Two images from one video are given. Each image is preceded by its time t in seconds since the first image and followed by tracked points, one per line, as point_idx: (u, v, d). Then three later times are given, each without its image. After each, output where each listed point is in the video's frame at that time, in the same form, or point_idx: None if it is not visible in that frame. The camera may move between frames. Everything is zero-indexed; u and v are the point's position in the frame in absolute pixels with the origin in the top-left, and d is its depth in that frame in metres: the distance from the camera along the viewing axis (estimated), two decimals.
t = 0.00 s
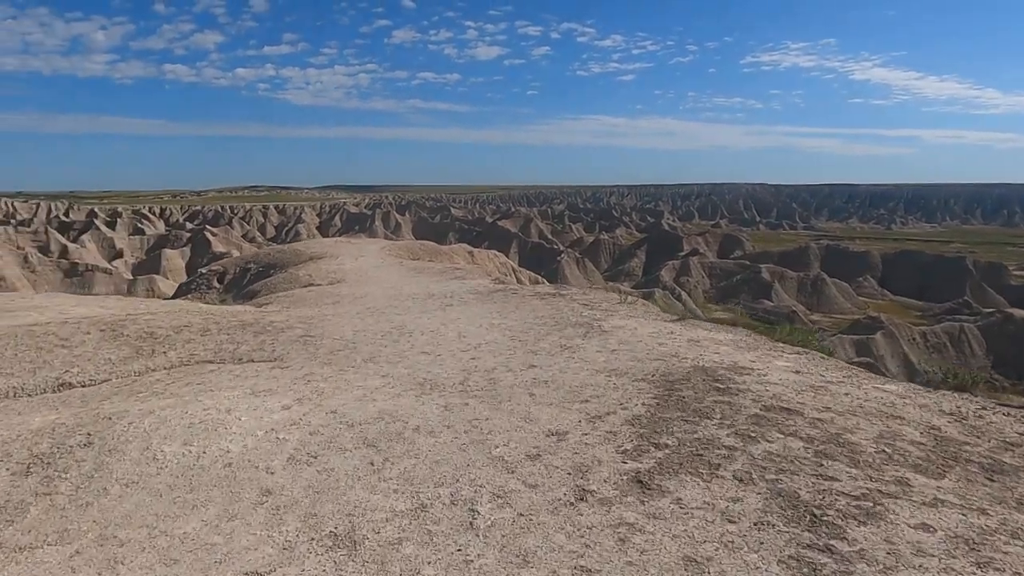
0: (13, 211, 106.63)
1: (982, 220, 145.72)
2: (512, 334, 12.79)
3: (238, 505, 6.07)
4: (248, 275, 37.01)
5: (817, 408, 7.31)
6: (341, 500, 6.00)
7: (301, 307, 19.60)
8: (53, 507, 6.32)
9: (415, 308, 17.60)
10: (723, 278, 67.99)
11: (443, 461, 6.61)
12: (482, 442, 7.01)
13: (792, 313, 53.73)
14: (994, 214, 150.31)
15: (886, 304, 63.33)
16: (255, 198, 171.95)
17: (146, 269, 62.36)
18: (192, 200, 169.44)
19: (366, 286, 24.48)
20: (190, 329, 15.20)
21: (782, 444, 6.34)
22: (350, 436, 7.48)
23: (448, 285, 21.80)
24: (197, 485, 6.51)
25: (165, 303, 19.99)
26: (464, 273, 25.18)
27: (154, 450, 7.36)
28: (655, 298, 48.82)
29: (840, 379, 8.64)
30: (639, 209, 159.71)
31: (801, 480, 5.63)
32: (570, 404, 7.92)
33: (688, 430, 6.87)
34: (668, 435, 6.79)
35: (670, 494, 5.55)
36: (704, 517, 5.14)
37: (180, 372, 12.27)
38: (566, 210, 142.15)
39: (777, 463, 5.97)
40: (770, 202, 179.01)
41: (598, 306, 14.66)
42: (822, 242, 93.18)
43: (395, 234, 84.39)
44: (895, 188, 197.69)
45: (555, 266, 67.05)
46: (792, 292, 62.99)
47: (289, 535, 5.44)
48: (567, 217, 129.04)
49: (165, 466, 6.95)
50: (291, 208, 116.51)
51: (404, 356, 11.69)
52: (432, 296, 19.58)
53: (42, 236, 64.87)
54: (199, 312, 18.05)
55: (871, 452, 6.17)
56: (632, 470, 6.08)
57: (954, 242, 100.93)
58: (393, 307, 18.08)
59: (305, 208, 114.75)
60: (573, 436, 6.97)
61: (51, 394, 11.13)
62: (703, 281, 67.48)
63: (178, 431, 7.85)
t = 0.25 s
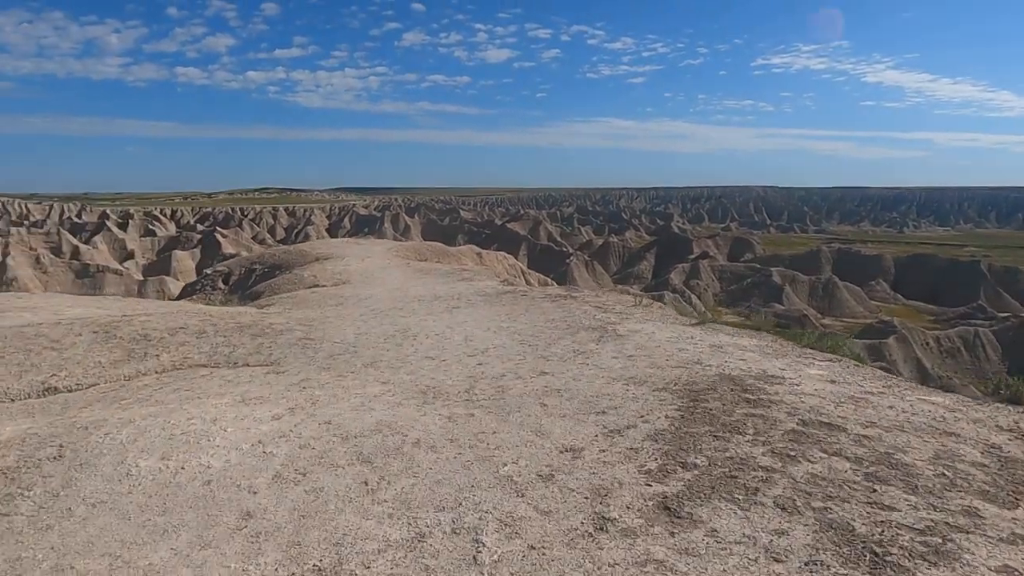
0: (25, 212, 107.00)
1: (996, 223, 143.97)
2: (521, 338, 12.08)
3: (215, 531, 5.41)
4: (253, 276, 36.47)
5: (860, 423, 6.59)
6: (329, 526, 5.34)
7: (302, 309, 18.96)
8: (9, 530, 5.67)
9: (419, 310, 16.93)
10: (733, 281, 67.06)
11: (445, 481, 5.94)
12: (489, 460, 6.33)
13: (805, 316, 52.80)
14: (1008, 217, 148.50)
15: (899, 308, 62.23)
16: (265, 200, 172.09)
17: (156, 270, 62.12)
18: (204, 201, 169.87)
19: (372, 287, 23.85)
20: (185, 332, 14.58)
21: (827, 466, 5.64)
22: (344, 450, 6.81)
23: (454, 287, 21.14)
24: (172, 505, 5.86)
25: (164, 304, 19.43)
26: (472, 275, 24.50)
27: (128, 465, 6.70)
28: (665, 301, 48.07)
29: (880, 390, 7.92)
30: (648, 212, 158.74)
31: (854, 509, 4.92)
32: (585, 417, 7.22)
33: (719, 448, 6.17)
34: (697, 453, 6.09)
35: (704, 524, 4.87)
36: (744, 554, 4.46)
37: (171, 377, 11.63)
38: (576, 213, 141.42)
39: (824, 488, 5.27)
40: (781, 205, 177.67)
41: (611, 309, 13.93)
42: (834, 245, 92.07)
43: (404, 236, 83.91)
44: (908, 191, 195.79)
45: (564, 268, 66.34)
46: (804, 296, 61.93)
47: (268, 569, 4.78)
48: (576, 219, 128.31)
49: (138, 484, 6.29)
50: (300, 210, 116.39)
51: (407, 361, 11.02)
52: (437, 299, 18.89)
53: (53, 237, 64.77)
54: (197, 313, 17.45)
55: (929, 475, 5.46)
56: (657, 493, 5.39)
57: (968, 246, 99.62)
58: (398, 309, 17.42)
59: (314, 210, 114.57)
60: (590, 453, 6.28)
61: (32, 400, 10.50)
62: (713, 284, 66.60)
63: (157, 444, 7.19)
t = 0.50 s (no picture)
0: (40, 212, 107.50)
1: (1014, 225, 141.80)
2: (534, 344, 11.37)
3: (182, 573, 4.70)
4: (262, 277, 35.94)
5: (918, 448, 5.81)
6: (313, 569, 4.62)
7: (306, 312, 18.33)
8: None
9: (427, 313, 16.23)
10: (747, 283, 66.00)
11: (449, 514, 5.22)
12: (498, 488, 5.60)
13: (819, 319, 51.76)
14: None
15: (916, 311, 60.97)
16: (279, 201, 172.41)
17: (169, 270, 61.94)
18: (218, 202, 170.42)
19: (381, 288, 23.21)
20: (182, 336, 13.94)
21: (889, 502, 4.87)
22: (337, 473, 6.11)
23: (464, 289, 20.48)
24: (139, 539, 5.17)
25: (166, 306, 18.87)
26: (483, 277, 23.80)
27: (97, 490, 6.02)
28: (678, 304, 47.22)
29: (933, 406, 7.14)
30: (661, 213, 157.68)
31: (929, 558, 4.16)
32: (606, 437, 6.48)
33: (760, 476, 5.41)
34: (736, 482, 5.34)
35: None
36: None
37: (163, 384, 10.99)
38: (587, 214, 140.46)
39: (889, 530, 4.49)
40: (794, 206, 176.02)
41: (628, 313, 13.19)
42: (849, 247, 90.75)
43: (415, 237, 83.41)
44: (924, 193, 193.45)
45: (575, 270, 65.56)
46: (818, 298, 60.72)
47: None
48: (588, 221, 127.48)
49: (104, 511, 5.61)
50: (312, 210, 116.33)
51: (412, 369, 10.32)
52: (446, 301, 18.19)
53: (68, 237, 64.75)
54: (198, 316, 16.84)
55: (1011, 514, 4.68)
56: (694, 533, 4.64)
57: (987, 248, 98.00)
58: (405, 311, 16.76)
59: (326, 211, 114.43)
60: (613, 482, 5.54)
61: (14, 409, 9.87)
62: (726, 285, 65.58)
63: (132, 464, 6.51)
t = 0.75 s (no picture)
0: (61, 217, 108.45)
1: None
2: (554, 353, 10.66)
3: None
4: (275, 281, 35.53)
5: (1001, 480, 5.05)
6: None
7: (315, 317, 17.74)
8: None
9: (441, 319, 15.58)
10: (765, 290, 64.89)
11: (461, 554, 4.51)
12: (518, 522, 4.89)
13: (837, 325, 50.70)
14: None
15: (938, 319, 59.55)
16: (297, 206, 173.21)
17: (186, 274, 61.97)
18: (237, 208, 171.53)
19: (395, 293, 22.63)
20: (186, 342, 13.37)
21: (983, 550, 4.11)
22: (337, 500, 5.43)
23: (479, 294, 19.83)
24: None
25: (174, 310, 18.39)
26: (498, 282, 23.12)
27: (68, 516, 5.37)
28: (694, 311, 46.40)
29: (1005, 428, 6.35)
30: (677, 219, 156.49)
31: None
32: (639, 461, 5.76)
33: (822, 513, 4.68)
34: (795, 520, 4.60)
35: None
36: None
37: (161, 393, 10.39)
38: (603, 220, 139.52)
39: None
40: (813, 212, 174.08)
41: (653, 320, 12.46)
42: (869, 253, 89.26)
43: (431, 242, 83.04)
44: (946, 199, 190.51)
45: (591, 275, 64.79)
46: (837, 305, 59.46)
47: None
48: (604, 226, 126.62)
49: (72, 544, 4.96)
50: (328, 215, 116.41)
51: (424, 380, 9.64)
52: (460, 307, 17.53)
53: (88, 241, 65.05)
54: (205, 321, 16.29)
55: None
56: None
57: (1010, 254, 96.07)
58: (417, 317, 16.12)
59: (342, 216, 114.44)
60: (650, 517, 4.82)
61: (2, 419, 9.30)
62: (743, 292, 64.48)
63: (110, 487, 5.86)
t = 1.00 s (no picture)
0: (71, 220, 108.62)
1: None
2: (567, 363, 9.90)
3: None
4: (280, 284, 34.95)
5: None
6: None
7: (314, 323, 17.04)
8: None
9: (446, 325, 14.84)
10: (775, 294, 63.95)
11: None
12: None
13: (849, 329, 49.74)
14: None
15: (950, 324, 58.39)
16: (307, 209, 173.24)
17: (196, 277, 61.67)
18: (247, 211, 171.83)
19: (399, 297, 21.93)
20: (177, 349, 12.70)
21: None
22: (318, 541, 4.70)
23: (485, 299, 19.10)
24: None
25: (171, 315, 17.75)
26: (506, 286, 22.39)
27: (11, 555, 4.68)
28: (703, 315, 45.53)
29: None
30: (687, 223, 155.50)
31: None
32: (665, 497, 5.03)
33: (891, 568, 3.93)
34: None
35: None
36: None
37: (145, 405, 9.71)
38: (613, 223, 138.76)
39: None
40: (823, 215, 172.66)
41: (671, 328, 11.68)
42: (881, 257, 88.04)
43: (440, 246, 82.50)
44: (958, 202, 188.56)
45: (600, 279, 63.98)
46: (848, 310, 58.36)
47: None
48: (613, 230, 125.77)
49: None
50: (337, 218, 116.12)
51: (426, 392, 8.92)
52: (465, 312, 16.80)
53: (98, 244, 64.90)
54: (202, 327, 15.63)
55: None
56: None
57: None
58: (421, 323, 15.39)
59: (351, 219, 114.36)
60: (684, 570, 4.09)
61: None
62: (753, 295, 63.53)
63: (61, 522, 5.13)
